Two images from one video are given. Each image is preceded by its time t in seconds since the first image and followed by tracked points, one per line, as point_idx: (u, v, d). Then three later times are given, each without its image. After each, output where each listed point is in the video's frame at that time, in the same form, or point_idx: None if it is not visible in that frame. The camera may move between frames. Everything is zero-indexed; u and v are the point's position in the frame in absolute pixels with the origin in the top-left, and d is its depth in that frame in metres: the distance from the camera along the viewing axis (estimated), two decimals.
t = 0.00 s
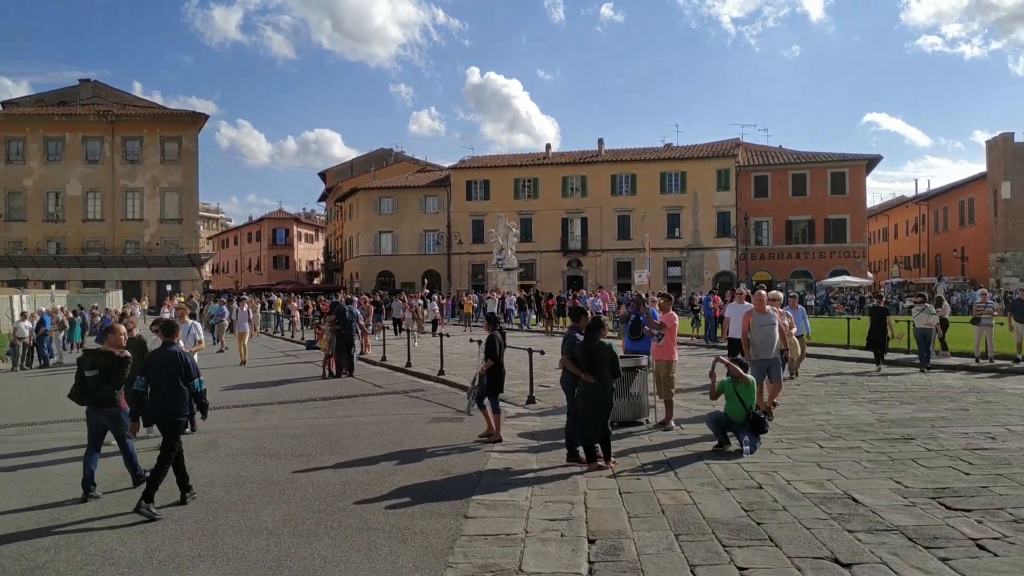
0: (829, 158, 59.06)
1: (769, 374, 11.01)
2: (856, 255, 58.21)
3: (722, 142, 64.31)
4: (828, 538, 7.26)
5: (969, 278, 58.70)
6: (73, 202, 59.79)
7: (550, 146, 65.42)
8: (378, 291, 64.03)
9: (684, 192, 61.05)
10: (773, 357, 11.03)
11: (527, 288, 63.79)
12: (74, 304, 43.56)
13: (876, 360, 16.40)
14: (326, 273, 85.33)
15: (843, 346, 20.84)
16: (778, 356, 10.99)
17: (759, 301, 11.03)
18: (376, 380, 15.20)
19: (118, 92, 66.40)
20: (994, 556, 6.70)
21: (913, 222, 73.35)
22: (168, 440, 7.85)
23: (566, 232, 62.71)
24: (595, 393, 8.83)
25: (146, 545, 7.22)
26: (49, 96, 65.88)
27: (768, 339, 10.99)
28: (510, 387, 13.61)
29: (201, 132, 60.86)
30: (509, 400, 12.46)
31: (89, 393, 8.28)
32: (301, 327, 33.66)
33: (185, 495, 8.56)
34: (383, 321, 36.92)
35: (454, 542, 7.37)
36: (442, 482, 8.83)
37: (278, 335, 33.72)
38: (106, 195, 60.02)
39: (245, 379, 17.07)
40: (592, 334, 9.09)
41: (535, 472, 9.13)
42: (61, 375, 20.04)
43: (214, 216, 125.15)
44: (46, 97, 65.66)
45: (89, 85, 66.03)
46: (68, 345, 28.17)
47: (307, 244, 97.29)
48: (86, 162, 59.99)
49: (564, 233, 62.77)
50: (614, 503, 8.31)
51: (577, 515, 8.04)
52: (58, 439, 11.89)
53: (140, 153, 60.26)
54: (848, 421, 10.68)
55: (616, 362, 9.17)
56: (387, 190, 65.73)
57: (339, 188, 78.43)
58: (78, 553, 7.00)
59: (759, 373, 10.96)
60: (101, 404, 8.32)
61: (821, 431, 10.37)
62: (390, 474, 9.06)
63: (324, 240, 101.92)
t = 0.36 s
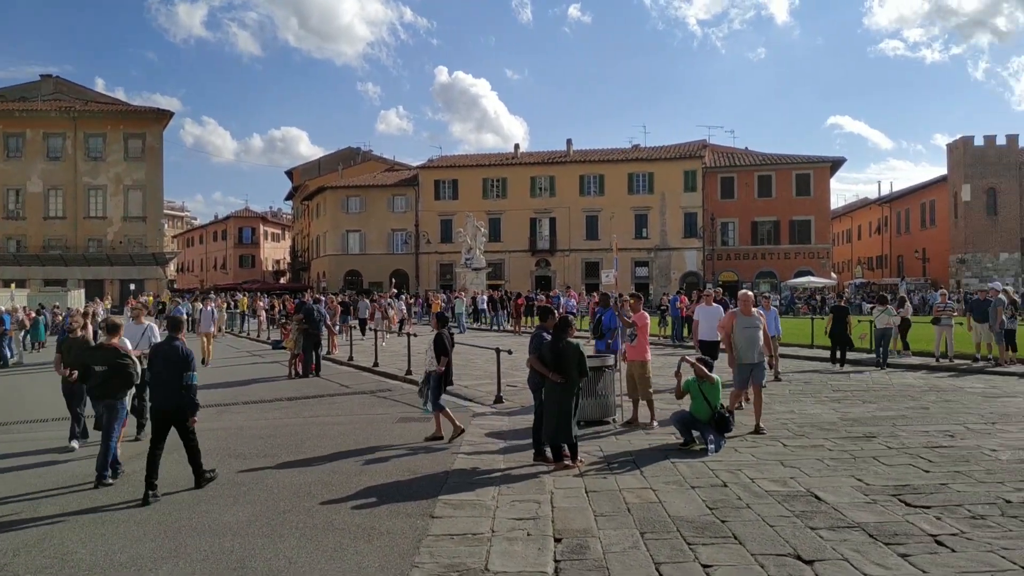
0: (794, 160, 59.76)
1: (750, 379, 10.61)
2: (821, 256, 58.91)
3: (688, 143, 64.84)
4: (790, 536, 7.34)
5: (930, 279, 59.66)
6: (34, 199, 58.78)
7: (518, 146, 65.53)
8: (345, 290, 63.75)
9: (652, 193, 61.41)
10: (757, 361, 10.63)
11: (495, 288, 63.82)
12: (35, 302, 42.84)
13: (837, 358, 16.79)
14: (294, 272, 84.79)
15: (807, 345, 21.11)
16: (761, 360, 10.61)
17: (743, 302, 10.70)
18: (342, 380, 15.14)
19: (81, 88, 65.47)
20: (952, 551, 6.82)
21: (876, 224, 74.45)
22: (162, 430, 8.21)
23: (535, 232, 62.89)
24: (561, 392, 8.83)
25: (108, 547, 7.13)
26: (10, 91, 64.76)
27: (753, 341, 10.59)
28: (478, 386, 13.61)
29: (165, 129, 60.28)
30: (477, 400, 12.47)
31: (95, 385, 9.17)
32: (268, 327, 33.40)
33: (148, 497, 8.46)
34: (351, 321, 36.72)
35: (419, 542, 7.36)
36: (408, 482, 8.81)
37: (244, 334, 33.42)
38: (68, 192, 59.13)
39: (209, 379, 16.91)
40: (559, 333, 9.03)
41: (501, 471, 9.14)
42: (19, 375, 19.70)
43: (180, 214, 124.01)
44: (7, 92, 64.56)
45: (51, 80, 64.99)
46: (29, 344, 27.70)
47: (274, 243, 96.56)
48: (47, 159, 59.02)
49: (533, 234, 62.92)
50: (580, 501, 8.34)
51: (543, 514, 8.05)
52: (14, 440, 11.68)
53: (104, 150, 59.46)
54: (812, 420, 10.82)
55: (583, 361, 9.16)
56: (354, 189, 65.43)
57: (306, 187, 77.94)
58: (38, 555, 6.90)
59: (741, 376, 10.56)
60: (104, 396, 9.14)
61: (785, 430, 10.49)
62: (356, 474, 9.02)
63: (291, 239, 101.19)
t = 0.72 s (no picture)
0: (753, 162, 60.46)
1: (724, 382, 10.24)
2: (778, 258, 59.68)
3: (650, 145, 65.32)
4: (748, 534, 7.42)
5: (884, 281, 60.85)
6: None
7: (481, 145, 65.52)
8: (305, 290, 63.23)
9: (613, 195, 61.76)
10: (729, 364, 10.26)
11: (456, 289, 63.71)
12: None
13: (789, 357, 17.17)
14: (252, 272, 83.84)
15: (764, 345, 21.43)
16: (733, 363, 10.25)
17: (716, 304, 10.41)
18: (302, 380, 15.02)
19: (35, 82, 64.07)
20: (905, 548, 6.96)
21: (833, 227, 75.74)
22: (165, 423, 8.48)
23: (497, 232, 62.96)
24: (524, 392, 8.79)
25: (60, 551, 6.97)
26: None
27: (725, 344, 10.25)
28: (439, 387, 13.61)
29: (122, 126, 59.28)
30: (438, 400, 12.44)
31: (84, 379, 9.10)
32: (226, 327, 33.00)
33: (103, 500, 8.30)
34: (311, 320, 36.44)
35: (379, 543, 7.28)
36: (369, 482, 8.73)
37: (202, 334, 32.99)
38: (21, 189, 57.82)
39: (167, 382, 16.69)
40: (521, 334, 8.98)
41: (463, 471, 9.10)
42: None
43: (137, 212, 121.90)
44: None
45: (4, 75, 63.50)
46: None
47: (232, 242, 95.32)
48: None
49: (495, 234, 62.97)
50: (540, 501, 8.34)
51: (505, 514, 8.04)
52: None
53: (58, 146, 58.23)
54: (772, 419, 10.97)
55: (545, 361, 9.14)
56: (315, 188, 64.94)
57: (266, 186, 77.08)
58: None
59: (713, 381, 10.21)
60: (94, 389, 9.12)
61: (743, 429, 10.62)
62: (317, 475, 8.94)
63: (250, 238, 99.99)
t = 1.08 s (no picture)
0: (708, 166, 61.08)
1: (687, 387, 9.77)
2: (732, 261, 60.42)
3: (607, 149, 65.80)
4: (702, 535, 7.47)
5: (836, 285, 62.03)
6: None
7: (438, 147, 65.47)
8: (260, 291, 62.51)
9: (571, 197, 62.08)
10: (693, 368, 9.77)
11: (413, 290, 63.45)
12: None
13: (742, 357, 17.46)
14: (205, 273, 82.66)
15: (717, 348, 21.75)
16: (698, 366, 9.77)
17: (678, 305, 9.91)
18: (256, 383, 14.86)
19: None
20: (854, 547, 7.08)
21: (785, 231, 77.08)
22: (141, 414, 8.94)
23: (455, 234, 62.91)
24: (479, 394, 8.74)
25: (4, 559, 6.78)
26: None
27: (688, 347, 9.76)
28: (396, 389, 13.57)
29: (71, 124, 58.10)
30: (394, 402, 12.40)
31: (69, 376, 9.57)
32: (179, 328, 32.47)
33: (51, 505, 8.12)
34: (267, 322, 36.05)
35: (334, 547, 7.16)
36: (324, 486, 8.64)
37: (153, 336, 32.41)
38: None
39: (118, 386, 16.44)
40: (477, 335, 8.93)
41: (419, 474, 9.04)
42: None
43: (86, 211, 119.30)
44: None
45: None
46: None
47: (185, 242, 93.81)
48: None
49: (452, 236, 62.92)
50: (497, 503, 8.29)
51: (461, 516, 7.97)
52: None
53: (5, 143, 56.77)
54: (725, 420, 11.10)
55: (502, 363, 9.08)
56: (270, 188, 64.39)
57: (220, 186, 76.08)
58: None
59: (675, 385, 9.79)
60: (81, 386, 9.59)
61: (697, 431, 10.75)
62: (272, 478, 8.85)
63: (204, 238, 98.51)
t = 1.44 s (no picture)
0: (668, 170, 61.48)
1: (657, 395, 9.35)
2: (691, 264, 60.92)
3: (568, 152, 66.10)
4: (661, 537, 7.39)
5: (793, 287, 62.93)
6: None
7: (399, 149, 65.31)
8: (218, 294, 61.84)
9: (532, 200, 62.29)
10: (665, 373, 9.36)
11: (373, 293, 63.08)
12: None
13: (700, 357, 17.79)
14: (162, 276, 81.48)
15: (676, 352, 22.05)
16: (670, 372, 9.37)
17: (649, 307, 9.52)
18: (213, 387, 14.76)
19: None
20: (809, 546, 7.09)
21: (743, 234, 78.13)
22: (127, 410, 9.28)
23: (416, 236, 62.70)
24: (439, 399, 8.68)
25: None
26: None
27: (660, 352, 9.35)
28: (356, 393, 13.53)
29: (24, 123, 57.04)
30: (354, 406, 12.38)
31: (52, 377, 10.00)
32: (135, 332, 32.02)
33: None
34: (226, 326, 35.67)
35: (292, 552, 6.91)
36: (281, 490, 8.51)
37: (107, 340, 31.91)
38: None
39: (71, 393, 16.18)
40: (438, 339, 8.85)
41: (378, 478, 8.96)
42: None
43: (40, 214, 117.16)
44: None
45: None
46: None
47: (142, 245, 92.35)
48: None
49: (413, 238, 62.70)
50: (456, 506, 8.15)
51: (421, 519, 7.81)
52: None
53: None
54: (684, 422, 11.24)
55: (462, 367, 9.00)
56: (228, 190, 63.89)
57: (178, 188, 75.11)
58: None
59: (645, 393, 9.38)
60: (65, 386, 10.02)
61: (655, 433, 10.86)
62: (228, 483, 8.74)
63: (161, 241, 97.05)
